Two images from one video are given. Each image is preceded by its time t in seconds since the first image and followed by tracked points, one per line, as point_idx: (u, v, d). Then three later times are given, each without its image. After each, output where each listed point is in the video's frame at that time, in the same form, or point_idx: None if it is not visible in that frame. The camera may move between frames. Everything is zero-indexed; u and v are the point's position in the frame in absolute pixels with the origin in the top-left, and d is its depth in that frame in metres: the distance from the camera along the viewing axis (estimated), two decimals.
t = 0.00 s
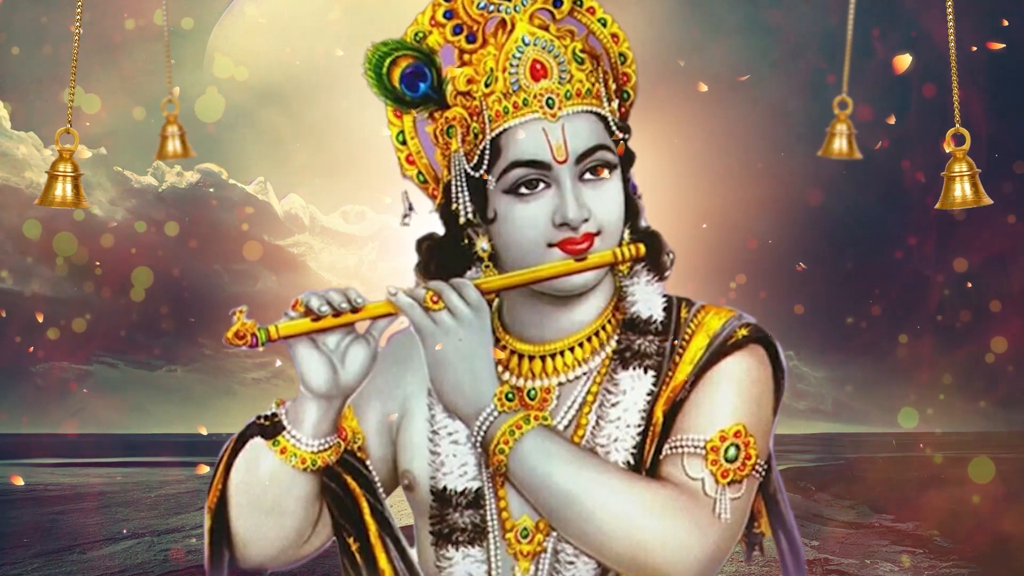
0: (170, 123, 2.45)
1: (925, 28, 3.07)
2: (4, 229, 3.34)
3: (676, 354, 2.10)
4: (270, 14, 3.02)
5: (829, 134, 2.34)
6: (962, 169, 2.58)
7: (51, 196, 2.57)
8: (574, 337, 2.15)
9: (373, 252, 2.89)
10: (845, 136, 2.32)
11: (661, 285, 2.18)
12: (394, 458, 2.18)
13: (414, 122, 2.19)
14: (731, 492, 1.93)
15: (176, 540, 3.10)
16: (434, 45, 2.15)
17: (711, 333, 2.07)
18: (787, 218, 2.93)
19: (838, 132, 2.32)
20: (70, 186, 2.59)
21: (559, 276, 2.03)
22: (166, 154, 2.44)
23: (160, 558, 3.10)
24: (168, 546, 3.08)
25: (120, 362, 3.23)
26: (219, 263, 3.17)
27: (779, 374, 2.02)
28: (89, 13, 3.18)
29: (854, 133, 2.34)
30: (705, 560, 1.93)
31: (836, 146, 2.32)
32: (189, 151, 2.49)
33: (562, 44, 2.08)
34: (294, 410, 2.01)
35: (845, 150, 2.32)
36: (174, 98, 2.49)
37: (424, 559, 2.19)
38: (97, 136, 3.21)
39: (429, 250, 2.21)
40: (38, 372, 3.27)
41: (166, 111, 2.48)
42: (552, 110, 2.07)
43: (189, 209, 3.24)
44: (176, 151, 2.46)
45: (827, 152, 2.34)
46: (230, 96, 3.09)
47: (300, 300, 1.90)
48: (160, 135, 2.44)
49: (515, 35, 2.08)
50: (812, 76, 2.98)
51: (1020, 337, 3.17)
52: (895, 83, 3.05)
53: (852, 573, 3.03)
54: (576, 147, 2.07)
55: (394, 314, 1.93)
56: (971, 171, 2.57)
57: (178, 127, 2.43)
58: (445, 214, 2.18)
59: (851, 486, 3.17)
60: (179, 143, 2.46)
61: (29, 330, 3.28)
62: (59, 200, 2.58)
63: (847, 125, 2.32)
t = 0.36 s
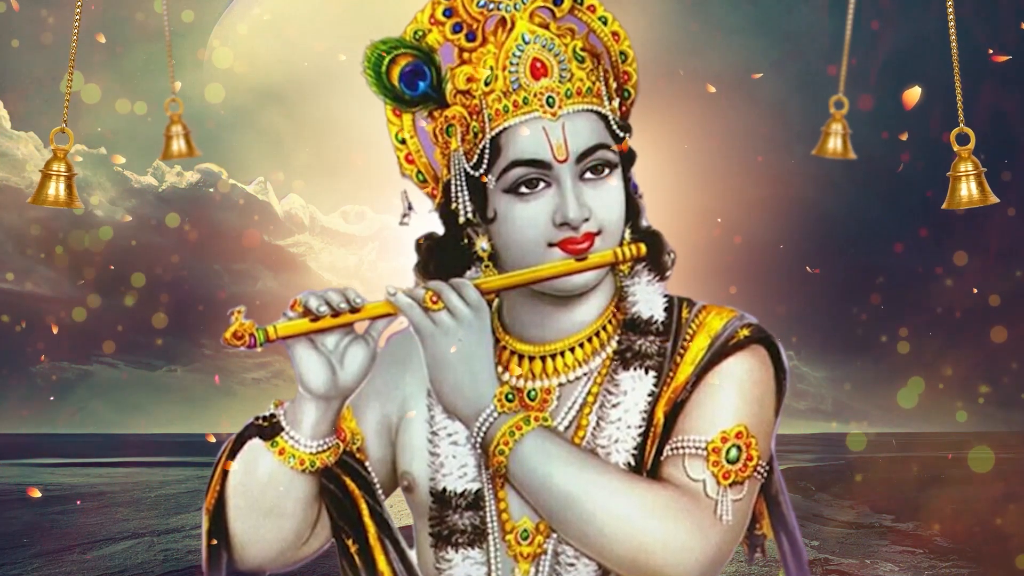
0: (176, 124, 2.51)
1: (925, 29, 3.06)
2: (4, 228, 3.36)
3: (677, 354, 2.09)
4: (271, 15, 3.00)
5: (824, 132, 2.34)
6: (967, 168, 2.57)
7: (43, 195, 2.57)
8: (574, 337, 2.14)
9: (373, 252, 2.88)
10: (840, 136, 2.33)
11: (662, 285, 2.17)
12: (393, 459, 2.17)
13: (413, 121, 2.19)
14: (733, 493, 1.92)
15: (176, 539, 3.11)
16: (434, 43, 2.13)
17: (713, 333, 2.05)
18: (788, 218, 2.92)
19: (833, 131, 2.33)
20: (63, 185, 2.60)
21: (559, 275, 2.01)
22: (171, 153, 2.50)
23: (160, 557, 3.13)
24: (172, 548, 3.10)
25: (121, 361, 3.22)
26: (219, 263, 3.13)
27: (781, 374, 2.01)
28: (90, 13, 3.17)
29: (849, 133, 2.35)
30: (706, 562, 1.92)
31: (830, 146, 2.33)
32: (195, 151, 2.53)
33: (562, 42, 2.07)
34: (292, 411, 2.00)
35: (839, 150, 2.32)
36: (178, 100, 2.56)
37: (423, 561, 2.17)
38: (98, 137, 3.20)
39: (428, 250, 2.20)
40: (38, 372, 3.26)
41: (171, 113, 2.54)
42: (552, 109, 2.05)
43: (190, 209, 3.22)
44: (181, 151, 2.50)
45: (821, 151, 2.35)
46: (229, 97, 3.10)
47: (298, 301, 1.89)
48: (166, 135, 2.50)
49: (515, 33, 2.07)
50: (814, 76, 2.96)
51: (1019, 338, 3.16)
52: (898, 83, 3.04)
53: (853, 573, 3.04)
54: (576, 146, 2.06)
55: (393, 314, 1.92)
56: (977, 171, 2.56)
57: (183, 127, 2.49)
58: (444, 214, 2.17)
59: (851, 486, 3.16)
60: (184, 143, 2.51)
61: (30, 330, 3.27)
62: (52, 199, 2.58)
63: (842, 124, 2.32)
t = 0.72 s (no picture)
0: (179, 123, 2.49)
1: (925, 29, 3.05)
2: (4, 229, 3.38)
3: (679, 355, 2.08)
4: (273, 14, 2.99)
5: (819, 132, 2.34)
6: (972, 167, 2.56)
7: (37, 194, 2.55)
8: (574, 337, 2.13)
9: (373, 252, 2.86)
10: (835, 136, 2.32)
11: (663, 285, 2.16)
12: (392, 460, 2.16)
13: (412, 120, 2.17)
14: (734, 494, 1.90)
15: (176, 540, 3.08)
16: (433, 41, 2.12)
17: (714, 333, 2.04)
18: (789, 218, 2.90)
19: (828, 130, 2.32)
20: (57, 184, 2.58)
21: (560, 275, 2.00)
22: (175, 153, 2.48)
23: (160, 557, 3.11)
24: (172, 548, 3.07)
25: (121, 362, 3.18)
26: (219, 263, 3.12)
27: (783, 375, 2.00)
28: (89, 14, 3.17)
29: (845, 133, 2.34)
30: (708, 564, 1.90)
31: (825, 145, 2.32)
32: (199, 150, 2.51)
33: (562, 41, 2.06)
34: (290, 412, 1.99)
35: (834, 149, 2.32)
36: (180, 100, 2.54)
37: (422, 563, 2.16)
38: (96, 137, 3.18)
39: (428, 249, 2.19)
40: (37, 371, 3.23)
41: (175, 111, 2.52)
42: (552, 108, 2.04)
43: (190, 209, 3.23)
44: (185, 151, 2.49)
45: (816, 149, 2.34)
46: (228, 98, 3.06)
47: (297, 301, 1.88)
48: (169, 135, 2.48)
49: (515, 32, 2.06)
50: (814, 76, 2.95)
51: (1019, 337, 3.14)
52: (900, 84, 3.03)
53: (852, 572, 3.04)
54: (577, 145, 2.04)
55: (392, 315, 1.90)
56: (982, 169, 2.55)
57: (186, 126, 2.47)
58: (444, 213, 2.16)
59: (852, 486, 3.11)
60: (188, 142, 2.50)
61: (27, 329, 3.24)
62: (45, 198, 2.56)
63: (837, 124, 2.32)
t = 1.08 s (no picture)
0: (182, 122, 2.48)
1: (926, 28, 3.04)
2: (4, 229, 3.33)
3: (680, 355, 2.06)
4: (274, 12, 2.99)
5: (816, 131, 2.32)
6: (976, 166, 2.55)
7: (33, 193, 2.54)
8: (575, 338, 2.11)
9: (374, 252, 2.85)
10: (832, 135, 2.31)
11: (664, 285, 2.14)
12: (392, 461, 2.15)
13: (412, 119, 2.16)
14: (736, 496, 1.89)
15: (176, 539, 3.05)
16: (433, 40, 2.11)
17: (715, 334, 2.03)
18: (789, 218, 2.89)
19: (825, 130, 2.31)
20: (53, 184, 2.57)
21: (560, 275, 1.99)
22: (178, 152, 2.48)
23: (160, 557, 3.09)
24: (172, 548, 3.03)
25: (120, 361, 3.18)
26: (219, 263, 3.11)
27: (785, 375, 1.98)
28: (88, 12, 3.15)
29: (842, 133, 2.33)
30: (709, 566, 1.89)
31: (822, 145, 2.31)
32: (202, 149, 2.50)
33: (563, 39, 2.05)
34: (289, 413, 1.97)
35: (830, 149, 2.31)
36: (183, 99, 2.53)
37: (421, 565, 2.14)
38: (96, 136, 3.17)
39: (427, 249, 2.17)
40: (37, 369, 3.21)
41: (177, 110, 2.51)
42: (553, 107, 2.03)
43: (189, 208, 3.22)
44: (188, 150, 2.48)
45: (812, 149, 2.33)
46: (228, 97, 3.03)
47: (295, 301, 1.86)
48: (171, 135, 2.48)
49: (515, 30, 2.05)
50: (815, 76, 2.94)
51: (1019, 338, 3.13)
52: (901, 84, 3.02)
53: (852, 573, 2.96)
54: (577, 144, 2.03)
55: (391, 315, 1.89)
56: (985, 169, 2.54)
57: (187, 125, 2.46)
58: (444, 213, 2.15)
59: (852, 486, 3.06)
60: (190, 141, 2.49)
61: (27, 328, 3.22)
62: (41, 197, 2.55)
63: (834, 124, 2.31)
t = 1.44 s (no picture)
0: (183, 122, 2.49)
1: (927, 28, 3.03)
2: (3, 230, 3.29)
3: (681, 356, 2.05)
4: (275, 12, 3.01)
5: (815, 131, 2.31)
6: (978, 166, 2.54)
7: (30, 192, 2.55)
8: (575, 338, 2.10)
9: (374, 252, 2.86)
10: (830, 135, 2.30)
11: (666, 285, 2.13)
12: (391, 463, 2.14)
13: (411, 118, 2.14)
14: (737, 497, 1.88)
15: (176, 540, 3.05)
16: (432, 38, 2.10)
17: (716, 334, 2.01)
18: (789, 218, 2.87)
19: (824, 130, 2.30)
20: (50, 184, 2.58)
21: (560, 275, 1.97)
22: (180, 152, 2.49)
23: (161, 557, 3.09)
24: (173, 548, 3.05)
25: (120, 361, 3.16)
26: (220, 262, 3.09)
27: (787, 376, 1.97)
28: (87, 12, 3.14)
29: (840, 132, 2.33)
30: (710, 567, 1.88)
31: (820, 144, 2.30)
32: (203, 148, 2.53)
33: (563, 37, 2.03)
34: (288, 414, 1.96)
35: (828, 148, 2.30)
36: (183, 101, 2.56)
37: (421, 566, 2.13)
38: (97, 136, 3.16)
39: (427, 249, 2.16)
40: (38, 371, 3.22)
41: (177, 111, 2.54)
42: (553, 106, 2.02)
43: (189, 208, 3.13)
44: (189, 150, 2.50)
45: (811, 149, 2.33)
46: (228, 99, 3.02)
47: (294, 301, 1.85)
48: (173, 135, 2.48)
49: (515, 29, 2.04)
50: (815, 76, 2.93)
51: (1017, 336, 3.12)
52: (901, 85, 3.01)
53: (853, 572, 2.93)
54: (577, 143, 2.02)
55: (390, 315, 1.88)
56: (988, 168, 2.53)
57: (190, 126, 2.47)
58: (443, 213, 2.13)
59: (851, 486, 2.98)
60: (192, 141, 2.51)
61: (28, 328, 3.24)
62: (38, 197, 2.56)
63: (832, 123, 2.30)
